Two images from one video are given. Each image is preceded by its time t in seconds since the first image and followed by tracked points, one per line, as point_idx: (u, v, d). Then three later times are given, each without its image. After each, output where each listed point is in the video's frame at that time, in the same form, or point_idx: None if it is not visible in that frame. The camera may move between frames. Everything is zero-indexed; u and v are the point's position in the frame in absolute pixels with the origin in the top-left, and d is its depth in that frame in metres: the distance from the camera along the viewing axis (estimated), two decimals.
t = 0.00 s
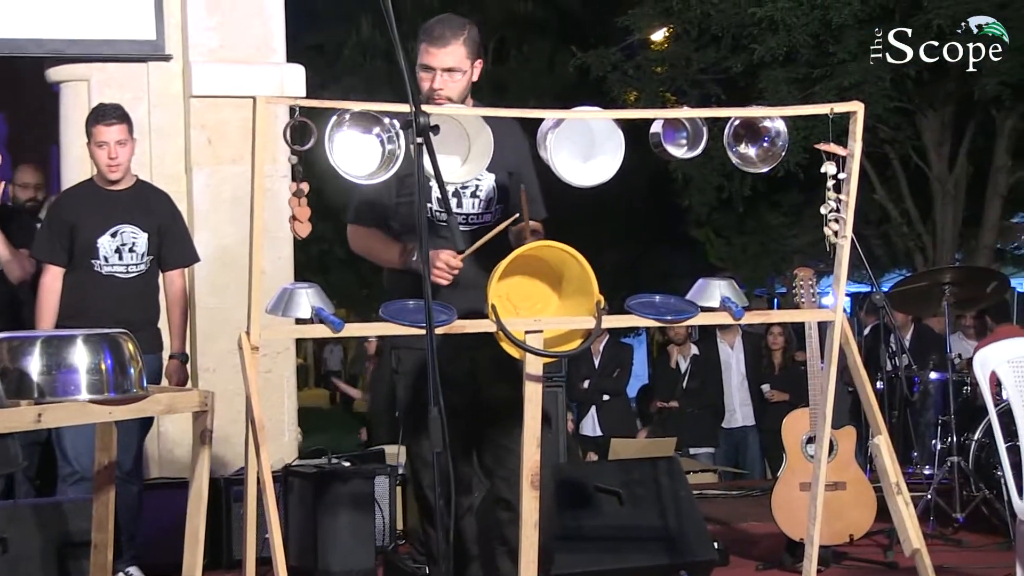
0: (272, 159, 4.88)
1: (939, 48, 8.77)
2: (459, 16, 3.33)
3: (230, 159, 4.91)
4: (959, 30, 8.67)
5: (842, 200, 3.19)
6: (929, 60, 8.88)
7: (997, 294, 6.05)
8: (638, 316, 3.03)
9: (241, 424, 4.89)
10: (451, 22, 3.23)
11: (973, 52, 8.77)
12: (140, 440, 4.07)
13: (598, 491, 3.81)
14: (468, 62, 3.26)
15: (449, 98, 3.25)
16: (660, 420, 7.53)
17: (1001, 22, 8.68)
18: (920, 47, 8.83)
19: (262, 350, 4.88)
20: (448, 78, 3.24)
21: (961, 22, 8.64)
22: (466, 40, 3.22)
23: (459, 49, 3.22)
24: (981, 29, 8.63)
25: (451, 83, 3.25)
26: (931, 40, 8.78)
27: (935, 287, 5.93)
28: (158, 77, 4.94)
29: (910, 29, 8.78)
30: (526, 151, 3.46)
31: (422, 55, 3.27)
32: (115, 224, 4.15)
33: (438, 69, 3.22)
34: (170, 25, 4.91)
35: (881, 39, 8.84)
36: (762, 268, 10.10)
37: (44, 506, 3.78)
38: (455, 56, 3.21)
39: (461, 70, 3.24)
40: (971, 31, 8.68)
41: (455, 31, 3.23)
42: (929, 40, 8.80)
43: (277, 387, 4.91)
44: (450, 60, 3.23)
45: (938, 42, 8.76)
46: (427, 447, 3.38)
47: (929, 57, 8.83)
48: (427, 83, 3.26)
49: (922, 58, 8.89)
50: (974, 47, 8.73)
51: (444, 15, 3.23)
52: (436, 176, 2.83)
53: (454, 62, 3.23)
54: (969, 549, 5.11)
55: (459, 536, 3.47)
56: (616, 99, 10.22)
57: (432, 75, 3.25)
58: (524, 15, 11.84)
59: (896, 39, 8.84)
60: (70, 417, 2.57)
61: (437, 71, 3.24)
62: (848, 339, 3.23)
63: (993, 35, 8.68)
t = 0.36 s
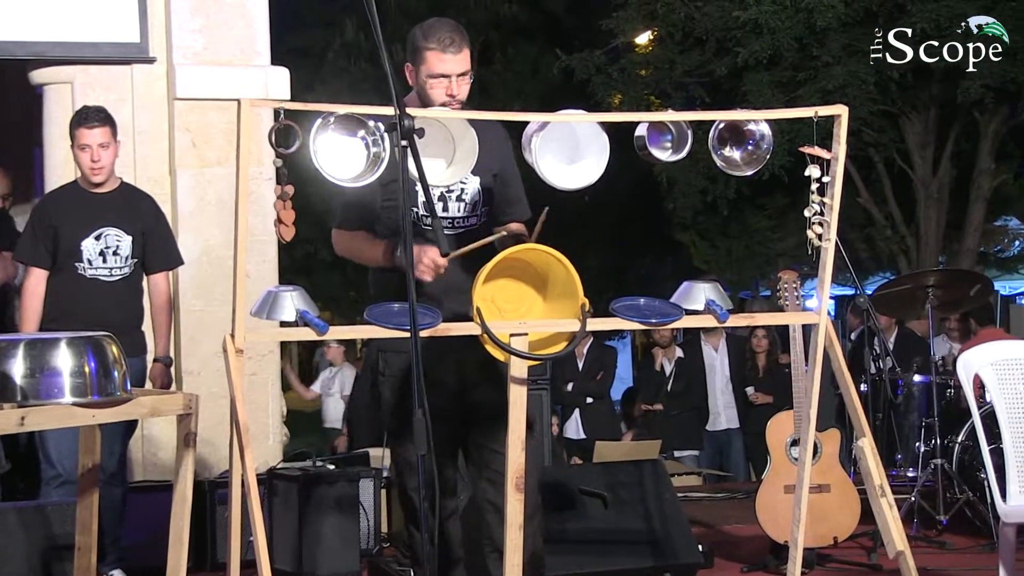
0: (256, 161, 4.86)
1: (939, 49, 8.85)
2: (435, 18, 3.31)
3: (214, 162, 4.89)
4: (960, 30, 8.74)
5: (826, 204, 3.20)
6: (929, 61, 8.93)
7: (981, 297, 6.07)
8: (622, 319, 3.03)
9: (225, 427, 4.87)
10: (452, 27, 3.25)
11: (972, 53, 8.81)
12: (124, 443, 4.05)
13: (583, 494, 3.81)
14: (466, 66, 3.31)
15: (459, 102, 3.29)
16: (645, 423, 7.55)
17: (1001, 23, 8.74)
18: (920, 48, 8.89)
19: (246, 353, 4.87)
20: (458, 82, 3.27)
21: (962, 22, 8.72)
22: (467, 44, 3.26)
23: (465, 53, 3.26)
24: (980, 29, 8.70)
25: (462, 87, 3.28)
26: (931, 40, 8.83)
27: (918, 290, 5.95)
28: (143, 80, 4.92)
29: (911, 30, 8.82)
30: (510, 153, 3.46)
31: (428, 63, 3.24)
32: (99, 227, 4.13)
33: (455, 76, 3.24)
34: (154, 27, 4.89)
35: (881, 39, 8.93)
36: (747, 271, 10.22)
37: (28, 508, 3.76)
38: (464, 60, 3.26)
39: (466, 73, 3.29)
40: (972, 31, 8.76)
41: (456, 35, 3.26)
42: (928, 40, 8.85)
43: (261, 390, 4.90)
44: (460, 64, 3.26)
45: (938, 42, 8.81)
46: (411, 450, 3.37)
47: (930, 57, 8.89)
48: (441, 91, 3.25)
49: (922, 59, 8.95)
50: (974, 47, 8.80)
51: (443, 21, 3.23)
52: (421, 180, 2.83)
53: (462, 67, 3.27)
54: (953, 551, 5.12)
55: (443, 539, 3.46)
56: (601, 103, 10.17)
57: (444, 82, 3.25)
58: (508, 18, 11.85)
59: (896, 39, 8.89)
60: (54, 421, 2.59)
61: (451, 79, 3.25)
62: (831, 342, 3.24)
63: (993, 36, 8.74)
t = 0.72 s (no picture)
0: (245, 161, 4.84)
1: (939, 49, 8.82)
2: (453, 13, 3.32)
3: (203, 162, 4.88)
4: (960, 30, 8.75)
5: (816, 203, 3.20)
6: (929, 61, 8.90)
7: (971, 297, 6.08)
8: (612, 318, 3.03)
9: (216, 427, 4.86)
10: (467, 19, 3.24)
11: (973, 52, 8.82)
12: (114, 443, 4.03)
13: (574, 493, 3.81)
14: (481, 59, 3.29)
15: (470, 95, 3.26)
16: (636, 422, 7.56)
17: (1001, 22, 8.73)
18: (919, 48, 8.87)
19: (237, 352, 4.86)
20: (470, 74, 3.25)
21: (963, 22, 8.73)
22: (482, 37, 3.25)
23: (479, 45, 3.24)
24: (981, 29, 8.71)
25: (474, 79, 3.26)
26: (931, 40, 8.80)
27: (908, 290, 5.96)
28: (133, 80, 4.92)
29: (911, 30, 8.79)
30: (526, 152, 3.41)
31: (441, 53, 3.23)
32: (90, 226, 4.12)
33: (466, 66, 3.21)
34: (144, 27, 4.88)
35: (881, 39, 8.89)
36: (736, 269, 10.14)
37: (18, 508, 3.75)
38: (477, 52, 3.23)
39: (479, 65, 3.26)
40: (973, 31, 8.76)
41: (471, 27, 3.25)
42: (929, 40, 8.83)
43: (252, 390, 4.88)
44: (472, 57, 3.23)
45: (939, 42, 8.79)
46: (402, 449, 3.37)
47: (929, 57, 8.86)
48: (452, 80, 3.24)
49: (922, 58, 8.92)
50: (975, 47, 8.79)
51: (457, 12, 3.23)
52: (410, 179, 2.82)
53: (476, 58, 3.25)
54: (944, 551, 5.13)
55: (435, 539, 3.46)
56: (592, 103, 10.14)
57: (454, 72, 3.24)
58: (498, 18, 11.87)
59: (896, 39, 8.87)
60: (44, 420, 2.58)
61: (462, 68, 3.23)
62: (822, 341, 3.24)
63: (993, 35, 8.74)
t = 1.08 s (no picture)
0: (240, 162, 4.83)
1: (939, 49, 8.78)
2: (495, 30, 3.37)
3: (198, 162, 4.87)
4: (960, 30, 8.73)
5: (811, 204, 3.20)
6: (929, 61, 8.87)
7: (966, 297, 6.09)
8: (606, 318, 3.02)
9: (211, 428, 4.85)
10: (488, 37, 3.28)
11: (973, 53, 8.79)
12: (109, 444, 4.02)
13: (569, 494, 3.78)
14: (500, 79, 3.32)
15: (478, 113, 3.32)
16: (630, 422, 7.57)
17: (1001, 23, 8.72)
18: (919, 48, 8.85)
19: (231, 353, 4.85)
20: (479, 92, 3.30)
21: (961, 22, 8.71)
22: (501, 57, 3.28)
23: (493, 66, 3.28)
24: (981, 29, 8.67)
25: (483, 98, 3.31)
26: (931, 40, 8.78)
27: (903, 290, 5.97)
28: (127, 80, 4.89)
29: (911, 29, 8.80)
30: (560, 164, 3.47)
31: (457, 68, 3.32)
32: (84, 227, 4.11)
33: (473, 83, 3.28)
34: (139, 27, 4.87)
35: (881, 39, 8.88)
36: (731, 270, 10.16)
37: (13, 510, 3.73)
38: (485, 72, 3.27)
39: (493, 85, 3.30)
40: (972, 31, 8.73)
41: (492, 47, 3.29)
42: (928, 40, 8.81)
43: (246, 390, 4.88)
44: (481, 76, 3.28)
45: (939, 42, 8.76)
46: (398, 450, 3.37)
47: (929, 57, 8.84)
48: (460, 95, 3.32)
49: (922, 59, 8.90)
50: (975, 47, 8.76)
51: (482, 29, 3.29)
52: (406, 180, 2.82)
53: (488, 78, 3.29)
54: (939, 552, 5.13)
55: (430, 540, 3.46)
56: (587, 103, 10.10)
57: (464, 88, 3.31)
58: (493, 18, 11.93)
59: (896, 39, 8.86)
60: (38, 422, 2.56)
61: (471, 85, 3.30)
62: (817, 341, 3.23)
63: (993, 36, 8.73)
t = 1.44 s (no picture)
0: (241, 164, 4.83)
1: (939, 49, 8.80)
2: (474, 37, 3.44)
3: (199, 164, 4.87)
4: (960, 30, 8.75)
5: (813, 206, 3.19)
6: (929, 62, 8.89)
7: (968, 299, 6.08)
8: (609, 320, 3.03)
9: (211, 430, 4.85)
10: (459, 45, 3.36)
11: (973, 53, 8.80)
12: (110, 447, 4.02)
13: (570, 496, 3.67)
14: (476, 85, 3.39)
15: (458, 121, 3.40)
16: (631, 424, 7.56)
17: (1000, 23, 8.75)
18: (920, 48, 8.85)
19: (232, 355, 4.85)
20: (456, 101, 3.39)
21: (961, 23, 8.76)
22: (472, 64, 3.35)
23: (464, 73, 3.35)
24: (981, 29, 8.72)
25: (460, 106, 3.39)
26: (931, 40, 8.78)
27: (904, 292, 5.96)
28: (129, 82, 4.89)
29: (910, 29, 8.81)
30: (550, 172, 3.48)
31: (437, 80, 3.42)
32: (85, 229, 4.11)
33: (446, 92, 3.37)
34: (140, 29, 4.88)
35: (881, 39, 8.89)
36: (733, 270, 10.09)
37: (13, 512, 3.73)
38: (457, 81, 3.35)
39: (468, 93, 3.37)
40: (972, 31, 8.76)
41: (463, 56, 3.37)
42: (929, 40, 8.82)
43: (247, 392, 4.88)
44: (454, 85, 3.37)
45: (939, 42, 8.77)
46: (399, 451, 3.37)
47: (929, 57, 8.84)
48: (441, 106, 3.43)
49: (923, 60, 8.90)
50: (975, 47, 8.78)
51: (455, 40, 3.38)
52: (406, 182, 2.83)
53: (463, 86, 3.37)
54: (939, 554, 5.13)
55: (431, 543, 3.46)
56: (588, 105, 10.11)
57: (443, 97, 3.40)
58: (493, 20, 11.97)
59: (896, 39, 8.88)
60: (39, 425, 2.56)
61: (447, 95, 3.38)
62: (818, 343, 3.23)
63: (993, 36, 8.74)
